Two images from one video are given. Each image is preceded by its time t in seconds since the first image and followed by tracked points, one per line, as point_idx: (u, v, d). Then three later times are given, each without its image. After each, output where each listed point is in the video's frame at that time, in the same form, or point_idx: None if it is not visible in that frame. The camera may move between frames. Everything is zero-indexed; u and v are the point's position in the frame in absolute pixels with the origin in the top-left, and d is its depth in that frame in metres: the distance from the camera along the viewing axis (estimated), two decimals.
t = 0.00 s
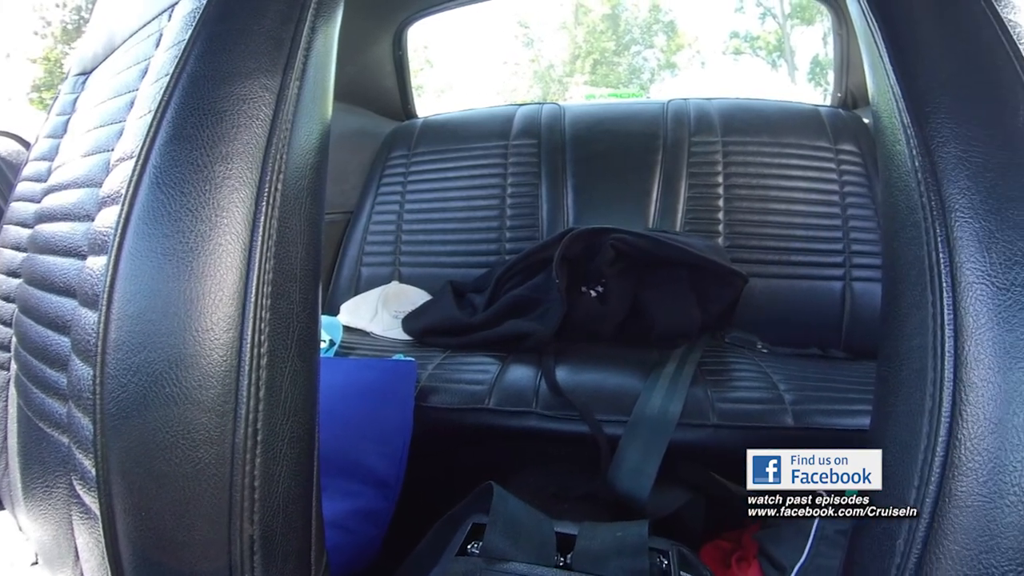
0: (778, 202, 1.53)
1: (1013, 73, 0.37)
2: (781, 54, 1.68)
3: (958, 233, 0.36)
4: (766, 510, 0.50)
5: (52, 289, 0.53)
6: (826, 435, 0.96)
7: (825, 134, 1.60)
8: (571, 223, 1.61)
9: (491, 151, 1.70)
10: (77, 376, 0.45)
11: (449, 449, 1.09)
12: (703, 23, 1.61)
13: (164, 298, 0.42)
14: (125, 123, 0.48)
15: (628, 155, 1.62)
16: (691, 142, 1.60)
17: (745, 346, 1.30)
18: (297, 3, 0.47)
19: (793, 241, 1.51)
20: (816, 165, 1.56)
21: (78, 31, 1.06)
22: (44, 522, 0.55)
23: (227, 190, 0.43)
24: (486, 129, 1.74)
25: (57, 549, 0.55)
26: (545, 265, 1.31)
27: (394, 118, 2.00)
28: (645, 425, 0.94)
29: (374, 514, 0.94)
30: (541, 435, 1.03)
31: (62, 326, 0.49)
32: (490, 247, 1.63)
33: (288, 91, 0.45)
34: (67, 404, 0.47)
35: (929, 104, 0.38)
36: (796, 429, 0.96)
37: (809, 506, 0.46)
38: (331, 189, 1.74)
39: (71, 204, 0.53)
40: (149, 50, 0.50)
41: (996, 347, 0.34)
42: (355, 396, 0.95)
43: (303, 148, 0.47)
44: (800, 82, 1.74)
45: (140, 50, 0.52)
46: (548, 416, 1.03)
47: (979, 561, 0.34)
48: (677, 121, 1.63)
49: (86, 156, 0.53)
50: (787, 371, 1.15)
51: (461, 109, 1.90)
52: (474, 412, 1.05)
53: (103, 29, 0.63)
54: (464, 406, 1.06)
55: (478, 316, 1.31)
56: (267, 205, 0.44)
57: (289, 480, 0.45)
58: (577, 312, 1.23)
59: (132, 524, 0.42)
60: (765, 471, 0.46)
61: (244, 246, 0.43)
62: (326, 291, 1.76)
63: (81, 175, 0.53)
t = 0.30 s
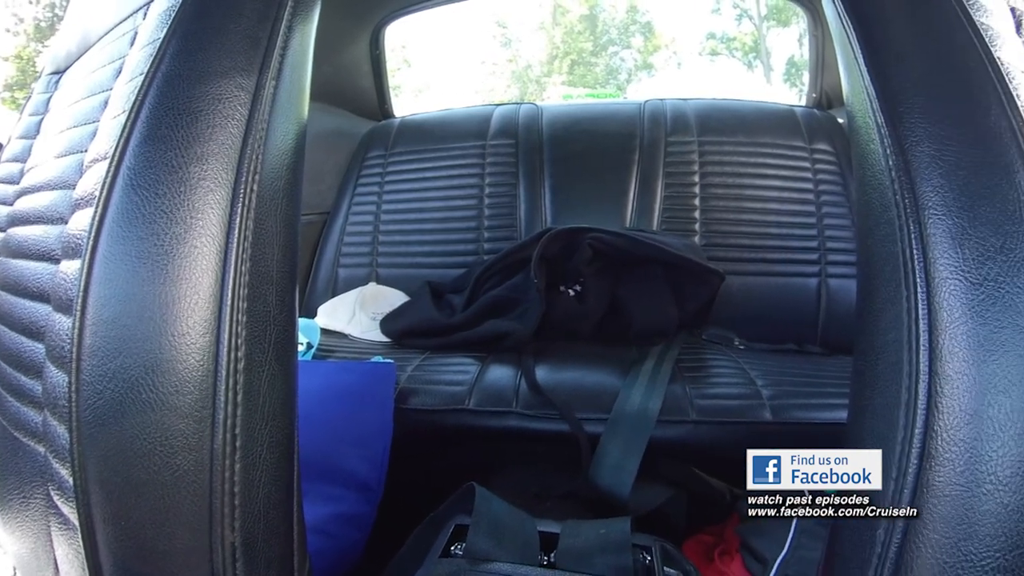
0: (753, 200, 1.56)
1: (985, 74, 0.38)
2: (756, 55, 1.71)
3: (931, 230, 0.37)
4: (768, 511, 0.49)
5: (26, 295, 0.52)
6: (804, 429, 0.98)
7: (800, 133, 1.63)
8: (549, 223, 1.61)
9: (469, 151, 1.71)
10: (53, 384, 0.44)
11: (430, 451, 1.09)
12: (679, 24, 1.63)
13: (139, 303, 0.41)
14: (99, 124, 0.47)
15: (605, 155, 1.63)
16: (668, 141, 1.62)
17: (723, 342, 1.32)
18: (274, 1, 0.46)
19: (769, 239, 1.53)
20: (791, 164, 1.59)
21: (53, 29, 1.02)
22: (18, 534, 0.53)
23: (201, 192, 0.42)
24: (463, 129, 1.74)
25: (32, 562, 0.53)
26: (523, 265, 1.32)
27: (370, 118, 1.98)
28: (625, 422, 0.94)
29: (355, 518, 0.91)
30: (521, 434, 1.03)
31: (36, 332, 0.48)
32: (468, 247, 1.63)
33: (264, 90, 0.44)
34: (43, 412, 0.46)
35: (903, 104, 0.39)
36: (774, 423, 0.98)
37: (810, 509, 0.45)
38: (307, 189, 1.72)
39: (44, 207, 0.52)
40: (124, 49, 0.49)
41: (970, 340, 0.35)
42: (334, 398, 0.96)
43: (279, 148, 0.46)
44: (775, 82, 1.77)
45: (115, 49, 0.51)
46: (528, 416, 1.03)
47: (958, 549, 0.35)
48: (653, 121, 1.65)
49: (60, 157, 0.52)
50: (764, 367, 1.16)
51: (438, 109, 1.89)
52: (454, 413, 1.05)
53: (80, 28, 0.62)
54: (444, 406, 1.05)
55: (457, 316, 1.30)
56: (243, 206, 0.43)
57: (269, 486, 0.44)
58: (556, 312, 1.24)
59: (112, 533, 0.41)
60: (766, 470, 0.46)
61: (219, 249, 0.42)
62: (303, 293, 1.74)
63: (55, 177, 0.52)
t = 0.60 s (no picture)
0: (730, 199, 1.58)
1: (958, 76, 0.39)
2: (732, 56, 1.72)
3: (905, 227, 0.38)
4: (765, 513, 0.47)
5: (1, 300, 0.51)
6: (782, 423, 1.00)
7: (775, 133, 1.66)
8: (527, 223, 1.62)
9: (446, 151, 1.70)
10: (28, 392, 0.43)
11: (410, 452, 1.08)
12: (658, 24, 1.63)
13: (115, 307, 0.40)
14: (73, 124, 0.46)
15: (583, 154, 1.64)
16: (644, 141, 1.63)
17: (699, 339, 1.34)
18: None
19: (745, 237, 1.56)
20: (767, 163, 1.62)
21: (25, 28, 0.92)
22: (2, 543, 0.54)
23: (177, 193, 0.41)
24: (440, 129, 1.74)
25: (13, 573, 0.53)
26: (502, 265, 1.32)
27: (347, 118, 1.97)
28: (605, 420, 0.95)
29: (338, 522, 0.92)
30: (502, 435, 1.03)
31: (11, 339, 0.47)
32: (446, 247, 1.63)
33: (240, 90, 0.44)
34: (19, 421, 0.45)
35: (878, 103, 0.40)
36: (752, 418, 1.00)
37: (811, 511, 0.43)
38: (282, 189, 1.70)
39: (17, 210, 0.51)
40: (98, 47, 0.48)
41: (944, 334, 0.36)
42: (310, 402, 0.96)
43: (255, 148, 0.45)
44: (751, 83, 1.80)
45: (89, 46, 0.50)
46: (508, 415, 1.03)
47: (937, 537, 0.36)
48: (630, 121, 1.66)
49: (33, 158, 0.50)
50: (741, 363, 1.18)
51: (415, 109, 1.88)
52: (434, 414, 1.05)
53: (55, 24, 0.61)
54: (424, 408, 1.05)
55: (436, 317, 1.30)
56: (218, 207, 0.42)
57: (249, 492, 0.43)
58: (535, 311, 1.24)
59: (92, 544, 0.40)
60: (766, 472, 0.44)
61: (195, 251, 0.41)
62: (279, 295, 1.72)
63: (27, 179, 0.50)
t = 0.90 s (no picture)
0: (706, 198, 1.60)
1: (932, 78, 0.40)
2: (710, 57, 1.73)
3: (879, 224, 0.39)
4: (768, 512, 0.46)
5: None
6: (760, 418, 1.01)
7: (751, 133, 1.68)
8: (505, 223, 1.62)
9: (424, 151, 1.70)
10: (3, 399, 0.42)
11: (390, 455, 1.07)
12: (634, 24, 1.64)
13: (89, 312, 0.39)
14: (46, 124, 0.44)
15: (561, 153, 1.64)
16: (621, 141, 1.64)
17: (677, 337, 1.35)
18: None
19: (721, 235, 1.58)
20: (743, 162, 1.64)
21: None
22: None
23: (151, 195, 0.40)
24: (418, 129, 1.73)
25: None
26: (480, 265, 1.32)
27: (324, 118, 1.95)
28: (585, 419, 0.96)
29: (320, 526, 0.91)
30: (482, 435, 1.03)
31: None
32: (424, 247, 1.62)
33: (215, 89, 0.43)
34: None
35: (852, 104, 0.41)
36: (730, 414, 1.01)
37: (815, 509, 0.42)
38: (258, 190, 1.67)
39: None
40: (72, 45, 0.47)
41: (918, 328, 0.37)
42: (289, 405, 0.96)
43: (230, 149, 0.45)
44: (728, 83, 1.82)
45: (63, 45, 0.49)
46: (489, 416, 1.02)
47: (916, 528, 0.37)
48: (607, 121, 1.67)
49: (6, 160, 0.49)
50: (718, 360, 1.20)
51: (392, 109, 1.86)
52: (414, 415, 1.04)
53: (26, 22, 0.58)
54: (404, 410, 1.04)
55: (414, 318, 1.29)
56: (193, 209, 0.41)
57: (229, 498, 0.43)
58: (513, 311, 1.24)
59: (71, 554, 0.39)
60: (766, 471, 0.45)
61: (171, 254, 0.40)
62: (256, 297, 1.70)
63: None
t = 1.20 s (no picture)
0: (683, 198, 1.61)
1: (906, 78, 0.41)
2: (686, 58, 1.75)
3: (853, 221, 0.40)
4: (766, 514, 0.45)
5: None
6: (739, 414, 1.03)
7: (727, 133, 1.70)
8: (483, 223, 1.61)
9: (401, 151, 1.68)
10: None
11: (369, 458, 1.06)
12: (611, 25, 1.66)
13: (63, 318, 0.37)
14: (19, 125, 0.43)
15: (540, 154, 1.64)
16: (598, 142, 1.65)
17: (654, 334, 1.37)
18: None
19: (697, 234, 1.59)
20: (719, 161, 1.66)
21: None
22: None
23: (125, 197, 0.39)
24: (395, 129, 1.72)
25: None
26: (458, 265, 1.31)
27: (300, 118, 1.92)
28: (566, 417, 0.96)
29: (302, 532, 0.89)
30: (463, 436, 1.02)
31: None
32: (401, 248, 1.61)
33: (190, 89, 0.42)
34: None
35: (827, 104, 0.42)
36: (709, 410, 1.03)
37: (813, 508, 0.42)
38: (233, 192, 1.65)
39: None
40: (46, 44, 0.46)
41: (893, 323, 0.38)
42: (270, 408, 0.93)
43: (205, 150, 0.44)
44: (704, 84, 1.82)
45: (37, 43, 0.48)
46: (470, 417, 1.02)
47: (898, 526, 0.38)
48: (584, 122, 1.68)
49: None
50: (696, 357, 1.22)
51: (369, 108, 1.85)
52: (394, 418, 1.03)
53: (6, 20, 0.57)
54: (384, 413, 1.03)
55: (392, 320, 1.28)
56: (168, 212, 0.40)
57: (210, 504, 0.42)
58: (492, 311, 1.24)
59: (51, 567, 0.38)
60: (766, 470, 0.44)
61: (145, 257, 0.39)
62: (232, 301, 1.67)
63: None
